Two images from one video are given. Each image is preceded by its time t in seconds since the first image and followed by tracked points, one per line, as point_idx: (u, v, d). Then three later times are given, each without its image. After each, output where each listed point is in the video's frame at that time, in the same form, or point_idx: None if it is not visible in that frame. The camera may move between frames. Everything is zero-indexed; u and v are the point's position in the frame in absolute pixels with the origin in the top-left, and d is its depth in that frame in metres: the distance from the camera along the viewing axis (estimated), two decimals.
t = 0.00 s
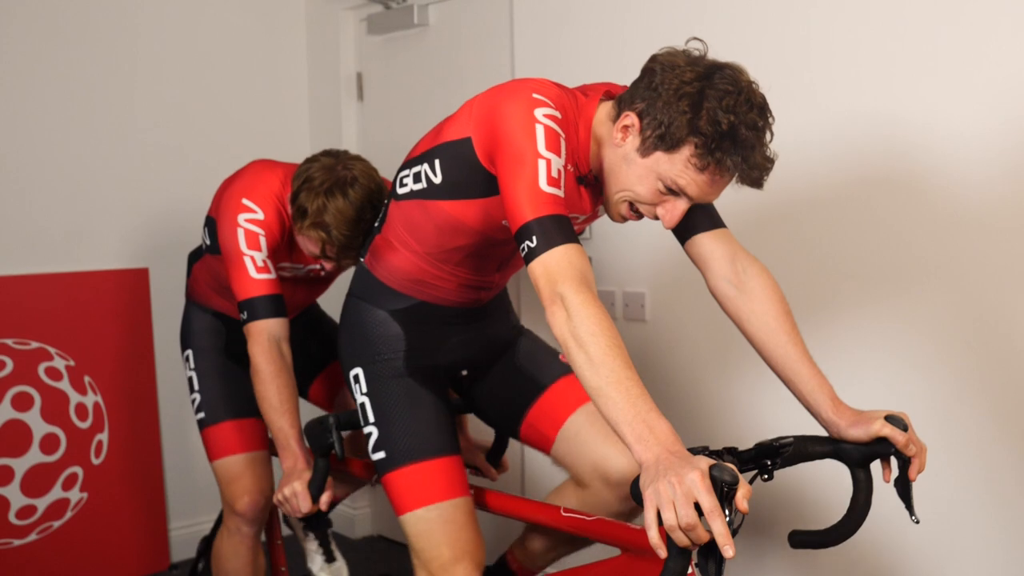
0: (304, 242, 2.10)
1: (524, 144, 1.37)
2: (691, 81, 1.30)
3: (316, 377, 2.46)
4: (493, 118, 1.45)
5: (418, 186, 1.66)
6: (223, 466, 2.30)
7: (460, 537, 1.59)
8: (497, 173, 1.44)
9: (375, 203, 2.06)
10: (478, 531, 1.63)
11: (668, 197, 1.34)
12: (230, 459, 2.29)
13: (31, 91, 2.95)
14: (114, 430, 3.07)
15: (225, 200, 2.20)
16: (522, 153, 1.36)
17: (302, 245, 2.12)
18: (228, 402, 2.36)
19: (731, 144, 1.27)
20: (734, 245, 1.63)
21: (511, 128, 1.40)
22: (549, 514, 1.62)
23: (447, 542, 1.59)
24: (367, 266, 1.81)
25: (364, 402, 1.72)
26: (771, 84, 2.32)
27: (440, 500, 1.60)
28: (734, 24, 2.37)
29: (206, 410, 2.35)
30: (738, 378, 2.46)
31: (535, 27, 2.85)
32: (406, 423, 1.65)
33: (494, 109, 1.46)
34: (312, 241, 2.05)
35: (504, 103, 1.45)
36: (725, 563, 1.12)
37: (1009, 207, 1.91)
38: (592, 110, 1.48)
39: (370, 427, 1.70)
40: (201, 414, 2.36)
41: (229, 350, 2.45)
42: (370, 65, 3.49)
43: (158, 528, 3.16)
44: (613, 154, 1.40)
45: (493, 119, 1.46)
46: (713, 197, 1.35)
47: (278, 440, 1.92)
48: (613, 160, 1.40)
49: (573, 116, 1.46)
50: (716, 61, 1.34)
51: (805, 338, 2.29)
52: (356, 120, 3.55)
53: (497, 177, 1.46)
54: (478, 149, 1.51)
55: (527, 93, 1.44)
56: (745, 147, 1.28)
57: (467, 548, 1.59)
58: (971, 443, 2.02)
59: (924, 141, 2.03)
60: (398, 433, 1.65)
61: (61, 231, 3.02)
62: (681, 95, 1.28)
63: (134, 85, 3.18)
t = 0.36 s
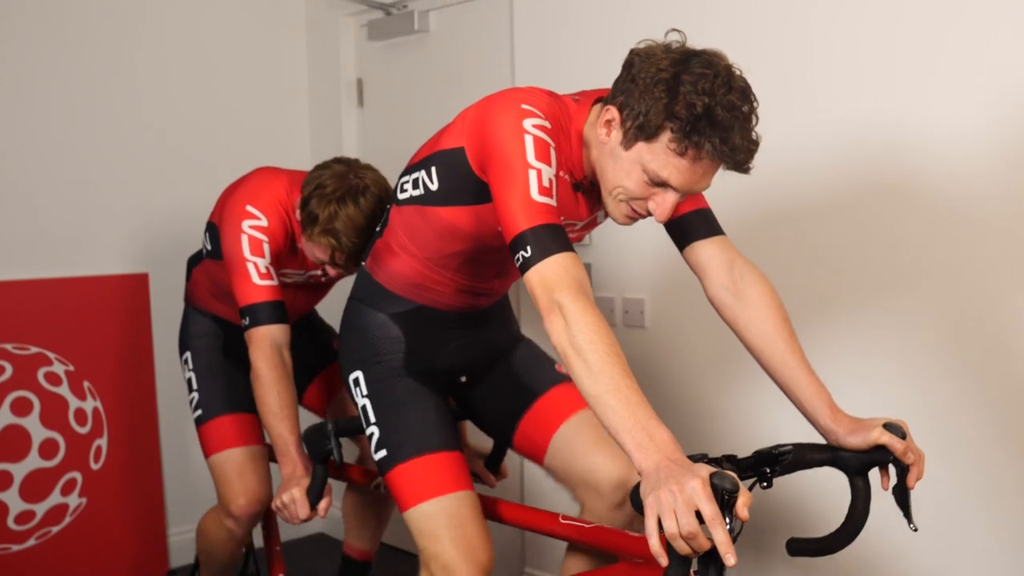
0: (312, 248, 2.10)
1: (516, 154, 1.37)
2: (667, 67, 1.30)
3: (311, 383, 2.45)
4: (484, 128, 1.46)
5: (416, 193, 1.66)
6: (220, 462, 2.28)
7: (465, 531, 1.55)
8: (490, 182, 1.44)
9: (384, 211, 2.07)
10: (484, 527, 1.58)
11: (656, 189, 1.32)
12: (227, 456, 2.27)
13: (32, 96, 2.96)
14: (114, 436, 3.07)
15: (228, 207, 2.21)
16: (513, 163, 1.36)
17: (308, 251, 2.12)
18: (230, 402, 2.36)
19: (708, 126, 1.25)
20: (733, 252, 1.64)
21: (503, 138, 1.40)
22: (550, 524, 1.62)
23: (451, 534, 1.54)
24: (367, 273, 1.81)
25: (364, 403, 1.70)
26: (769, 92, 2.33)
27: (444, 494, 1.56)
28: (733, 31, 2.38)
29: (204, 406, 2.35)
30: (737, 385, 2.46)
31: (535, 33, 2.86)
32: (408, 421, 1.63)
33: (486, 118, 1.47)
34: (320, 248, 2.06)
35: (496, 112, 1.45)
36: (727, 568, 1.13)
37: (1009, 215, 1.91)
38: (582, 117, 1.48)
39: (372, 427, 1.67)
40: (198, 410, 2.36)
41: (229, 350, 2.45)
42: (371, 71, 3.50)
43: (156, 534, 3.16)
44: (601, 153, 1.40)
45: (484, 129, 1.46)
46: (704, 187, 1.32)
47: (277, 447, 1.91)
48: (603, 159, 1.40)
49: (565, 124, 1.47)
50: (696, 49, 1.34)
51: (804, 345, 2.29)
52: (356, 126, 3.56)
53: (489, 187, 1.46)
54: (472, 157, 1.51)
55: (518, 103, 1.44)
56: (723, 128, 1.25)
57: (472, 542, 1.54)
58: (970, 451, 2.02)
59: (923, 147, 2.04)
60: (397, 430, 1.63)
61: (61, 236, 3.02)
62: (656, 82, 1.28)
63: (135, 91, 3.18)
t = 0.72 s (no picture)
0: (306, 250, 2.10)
1: (509, 162, 1.37)
2: (642, 70, 1.30)
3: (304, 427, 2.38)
4: (478, 135, 1.46)
5: (416, 198, 1.66)
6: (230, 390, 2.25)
7: (491, 414, 1.44)
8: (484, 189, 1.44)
9: (377, 213, 2.07)
10: (510, 413, 1.47)
11: (636, 193, 1.31)
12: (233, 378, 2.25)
13: (34, 101, 2.97)
14: (115, 440, 3.07)
15: (225, 212, 2.21)
16: (507, 170, 1.36)
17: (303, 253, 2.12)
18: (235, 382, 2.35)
19: (678, 128, 1.24)
20: (734, 259, 1.64)
21: (496, 146, 1.40)
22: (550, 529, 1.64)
23: (477, 418, 1.43)
24: (369, 276, 1.81)
25: (373, 370, 1.63)
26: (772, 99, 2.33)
27: (459, 390, 1.48)
28: (736, 37, 2.38)
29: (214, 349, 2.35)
30: (739, 391, 2.46)
31: (536, 39, 2.87)
32: (417, 360, 1.57)
33: (479, 126, 1.47)
34: (314, 249, 2.06)
35: (489, 119, 1.45)
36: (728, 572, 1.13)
37: (1012, 222, 1.91)
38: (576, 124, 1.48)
39: (383, 380, 1.60)
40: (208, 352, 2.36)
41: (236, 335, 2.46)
42: (373, 76, 3.50)
43: (157, 538, 3.16)
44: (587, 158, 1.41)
45: (478, 135, 1.46)
46: (686, 191, 1.31)
47: (278, 451, 1.91)
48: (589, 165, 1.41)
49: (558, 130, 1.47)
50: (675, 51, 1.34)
51: (807, 351, 2.28)
52: (357, 130, 3.56)
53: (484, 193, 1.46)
54: (466, 167, 1.53)
55: (510, 109, 1.45)
56: (694, 131, 1.24)
57: (502, 420, 1.43)
58: (971, 457, 2.01)
59: (925, 154, 2.04)
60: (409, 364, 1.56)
61: (63, 241, 3.03)
62: (630, 86, 1.29)
63: (137, 95, 3.19)
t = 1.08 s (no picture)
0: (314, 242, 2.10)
1: (529, 160, 1.36)
2: (656, 81, 1.28)
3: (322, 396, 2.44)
4: (499, 133, 1.46)
5: (430, 198, 1.66)
6: (231, 461, 2.28)
7: (483, 522, 1.55)
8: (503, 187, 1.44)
9: (384, 202, 2.08)
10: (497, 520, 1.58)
11: (641, 200, 1.32)
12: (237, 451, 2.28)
13: (39, 100, 2.97)
14: (120, 439, 3.07)
15: (234, 212, 2.20)
16: (527, 168, 1.36)
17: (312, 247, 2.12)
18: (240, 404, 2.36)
19: (682, 144, 1.23)
20: (741, 259, 1.63)
21: (517, 144, 1.40)
22: (557, 529, 1.62)
23: (473, 529, 1.54)
24: (376, 275, 1.81)
25: (375, 403, 1.68)
26: (775, 98, 2.32)
27: (460, 487, 1.56)
28: (738, 37, 2.38)
29: (214, 407, 2.35)
30: (742, 391, 2.45)
31: (540, 39, 2.87)
32: (425, 427, 1.61)
33: (500, 124, 1.46)
34: (322, 240, 2.06)
35: (509, 118, 1.45)
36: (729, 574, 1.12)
37: (1015, 222, 1.91)
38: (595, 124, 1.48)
39: (384, 427, 1.65)
40: (207, 412, 2.36)
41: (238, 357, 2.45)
42: (377, 76, 3.50)
43: (161, 537, 3.16)
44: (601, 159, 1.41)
45: (500, 133, 1.46)
46: (690, 202, 1.31)
47: (283, 450, 1.91)
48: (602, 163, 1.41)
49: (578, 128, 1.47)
50: (697, 61, 1.30)
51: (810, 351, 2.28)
52: (362, 131, 3.57)
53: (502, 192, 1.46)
54: (485, 162, 1.52)
55: (532, 107, 1.44)
56: (698, 148, 1.23)
57: (491, 534, 1.55)
58: (975, 458, 2.01)
59: (928, 153, 2.04)
60: (411, 430, 1.61)
61: (67, 240, 3.03)
62: (642, 96, 1.28)
63: (142, 95, 3.19)
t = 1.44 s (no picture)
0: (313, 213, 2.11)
1: (535, 155, 1.37)
2: (692, 94, 1.26)
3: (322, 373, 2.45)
4: (507, 130, 1.46)
5: (434, 192, 1.66)
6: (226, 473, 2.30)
7: (462, 536, 1.60)
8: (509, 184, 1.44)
9: (376, 163, 2.09)
10: (481, 532, 1.63)
11: (661, 210, 1.32)
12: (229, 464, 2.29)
13: (41, 98, 2.97)
14: (122, 436, 3.08)
15: (238, 208, 2.21)
16: (533, 164, 1.36)
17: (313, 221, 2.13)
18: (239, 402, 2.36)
19: (717, 161, 1.22)
20: (745, 258, 1.63)
21: (524, 140, 1.40)
22: (559, 525, 1.62)
23: (449, 544, 1.59)
24: (378, 272, 1.81)
25: (373, 404, 1.71)
26: (779, 96, 2.32)
27: (444, 506, 1.60)
28: (743, 36, 2.37)
29: (214, 412, 2.35)
30: (744, 388, 2.46)
31: (542, 37, 2.87)
32: (416, 440, 1.65)
33: (508, 122, 1.47)
34: (320, 205, 2.06)
35: (516, 116, 1.45)
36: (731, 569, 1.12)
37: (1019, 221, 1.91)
38: (604, 125, 1.48)
39: (379, 429, 1.69)
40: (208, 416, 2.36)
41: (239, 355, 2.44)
42: (380, 74, 3.50)
43: (162, 534, 3.16)
44: (619, 165, 1.40)
45: (507, 131, 1.46)
46: (708, 217, 1.32)
47: (287, 446, 1.92)
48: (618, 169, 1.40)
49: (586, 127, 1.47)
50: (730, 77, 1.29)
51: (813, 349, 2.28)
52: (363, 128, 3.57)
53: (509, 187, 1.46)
54: (492, 157, 1.52)
55: (541, 106, 1.44)
56: (733, 167, 1.23)
57: (468, 549, 1.60)
58: (977, 456, 2.01)
59: (930, 151, 2.04)
60: (405, 439, 1.65)
61: (70, 238, 3.03)
62: (679, 108, 1.25)
63: (144, 92, 3.19)
